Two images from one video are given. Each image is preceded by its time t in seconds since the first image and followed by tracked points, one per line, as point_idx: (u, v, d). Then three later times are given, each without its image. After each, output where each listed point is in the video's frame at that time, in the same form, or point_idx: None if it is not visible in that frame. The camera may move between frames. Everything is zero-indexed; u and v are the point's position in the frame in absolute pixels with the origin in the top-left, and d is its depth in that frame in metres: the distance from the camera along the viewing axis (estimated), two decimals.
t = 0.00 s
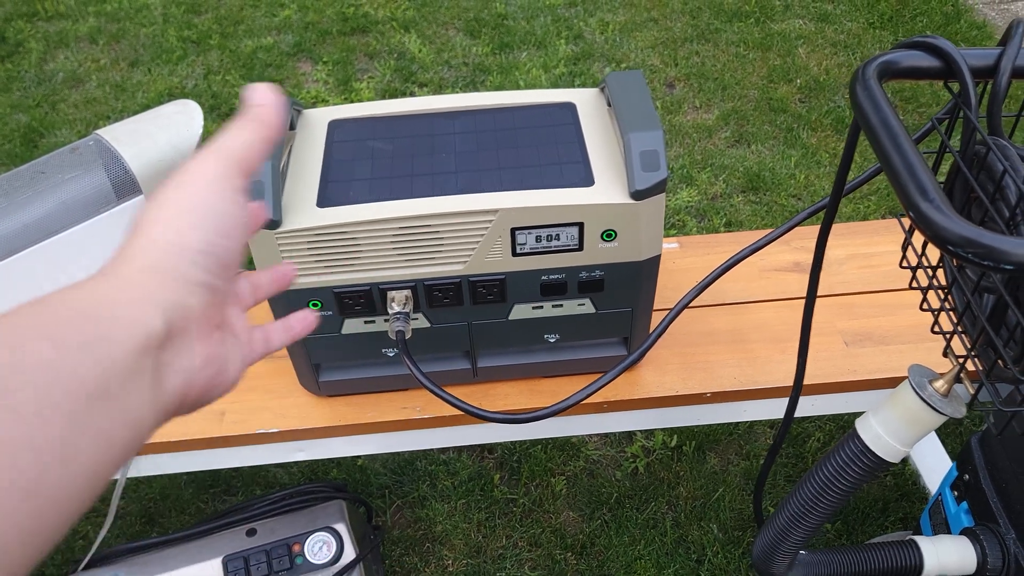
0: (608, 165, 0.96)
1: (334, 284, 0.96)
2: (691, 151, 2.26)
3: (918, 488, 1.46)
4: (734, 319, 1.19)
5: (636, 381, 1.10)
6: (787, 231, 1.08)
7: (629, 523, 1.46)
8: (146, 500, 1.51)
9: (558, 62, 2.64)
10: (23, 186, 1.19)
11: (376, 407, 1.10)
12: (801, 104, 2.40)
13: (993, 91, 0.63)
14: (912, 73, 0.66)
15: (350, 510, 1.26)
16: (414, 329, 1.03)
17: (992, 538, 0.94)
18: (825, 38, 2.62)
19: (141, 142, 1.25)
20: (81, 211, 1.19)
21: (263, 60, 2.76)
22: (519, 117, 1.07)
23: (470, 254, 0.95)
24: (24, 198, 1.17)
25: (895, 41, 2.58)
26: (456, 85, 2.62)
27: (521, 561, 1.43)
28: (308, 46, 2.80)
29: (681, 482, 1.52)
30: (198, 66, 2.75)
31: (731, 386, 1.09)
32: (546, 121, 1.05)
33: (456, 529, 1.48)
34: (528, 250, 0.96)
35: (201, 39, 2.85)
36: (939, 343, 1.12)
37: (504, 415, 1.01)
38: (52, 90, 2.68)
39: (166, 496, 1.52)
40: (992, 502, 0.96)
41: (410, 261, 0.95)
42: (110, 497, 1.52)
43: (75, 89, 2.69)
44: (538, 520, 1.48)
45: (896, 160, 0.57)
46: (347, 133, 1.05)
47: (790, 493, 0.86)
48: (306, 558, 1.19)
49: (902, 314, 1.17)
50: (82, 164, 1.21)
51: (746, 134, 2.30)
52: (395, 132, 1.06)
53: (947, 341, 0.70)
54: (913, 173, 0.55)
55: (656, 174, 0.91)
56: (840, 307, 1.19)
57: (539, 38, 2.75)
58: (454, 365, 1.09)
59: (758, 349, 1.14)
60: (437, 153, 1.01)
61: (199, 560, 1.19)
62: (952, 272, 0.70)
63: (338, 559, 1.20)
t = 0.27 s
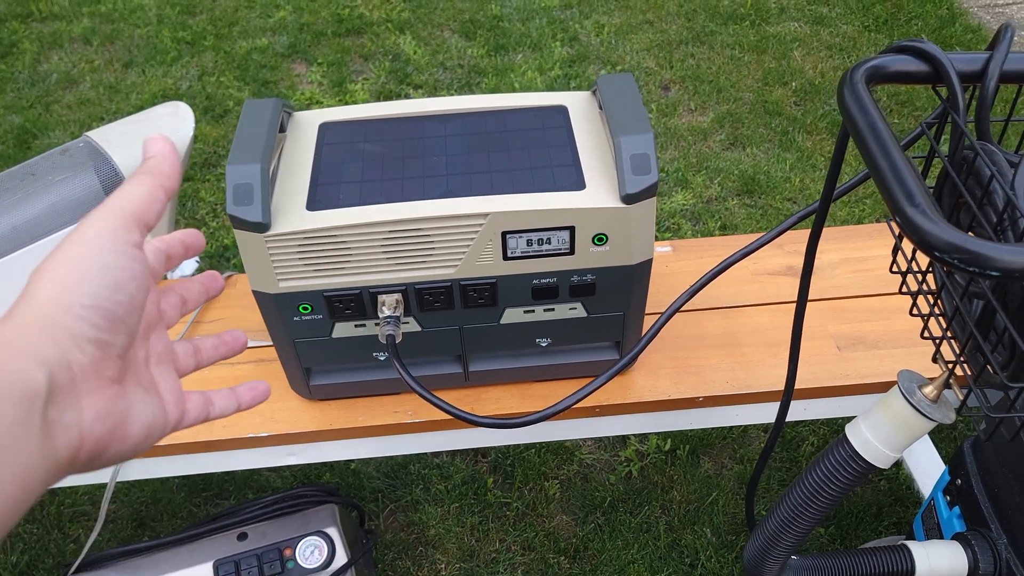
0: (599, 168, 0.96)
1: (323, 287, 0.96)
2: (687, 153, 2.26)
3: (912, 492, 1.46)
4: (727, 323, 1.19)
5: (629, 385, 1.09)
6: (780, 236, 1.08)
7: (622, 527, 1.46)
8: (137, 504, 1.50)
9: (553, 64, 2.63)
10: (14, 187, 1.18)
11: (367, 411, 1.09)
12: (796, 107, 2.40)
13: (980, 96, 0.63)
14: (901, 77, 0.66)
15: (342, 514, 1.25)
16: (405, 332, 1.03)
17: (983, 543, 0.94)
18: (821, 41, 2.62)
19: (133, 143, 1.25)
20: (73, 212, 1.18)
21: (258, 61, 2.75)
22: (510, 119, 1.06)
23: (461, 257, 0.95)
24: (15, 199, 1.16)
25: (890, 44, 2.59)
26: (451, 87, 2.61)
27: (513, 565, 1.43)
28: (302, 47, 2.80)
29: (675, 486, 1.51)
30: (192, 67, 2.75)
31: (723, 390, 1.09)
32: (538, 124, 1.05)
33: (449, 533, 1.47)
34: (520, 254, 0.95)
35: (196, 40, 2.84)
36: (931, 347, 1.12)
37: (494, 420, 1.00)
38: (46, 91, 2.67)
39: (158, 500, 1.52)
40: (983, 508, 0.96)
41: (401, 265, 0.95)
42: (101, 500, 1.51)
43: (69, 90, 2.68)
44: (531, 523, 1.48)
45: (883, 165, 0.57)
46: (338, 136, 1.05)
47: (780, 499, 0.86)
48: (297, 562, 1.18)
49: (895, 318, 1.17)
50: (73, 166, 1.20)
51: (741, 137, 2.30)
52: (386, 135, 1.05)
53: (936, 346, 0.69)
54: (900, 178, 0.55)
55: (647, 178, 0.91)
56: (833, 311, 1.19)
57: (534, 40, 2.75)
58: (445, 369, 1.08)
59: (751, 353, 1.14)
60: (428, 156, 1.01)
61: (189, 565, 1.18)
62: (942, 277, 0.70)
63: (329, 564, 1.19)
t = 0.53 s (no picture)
0: (608, 177, 0.96)
1: (331, 297, 0.96)
2: (690, 158, 2.26)
3: (919, 499, 1.45)
4: (735, 331, 1.18)
5: (636, 394, 1.09)
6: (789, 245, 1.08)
7: (628, 534, 1.45)
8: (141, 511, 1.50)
9: (556, 68, 2.63)
10: (18, 195, 1.17)
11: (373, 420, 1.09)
12: (800, 111, 2.39)
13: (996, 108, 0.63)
14: (916, 88, 0.65)
15: (348, 523, 1.25)
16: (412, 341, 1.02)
17: (994, 553, 0.93)
18: (824, 45, 2.61)
19: (138, 151, 1.24)
20: (78, 220, 1.18)
21: (261, 65, 2.75)
22: (517, 128, 1.06)
23: (469, 266, 0.95)
24: (20, 207, 1.15)
25: (893, 48, 2.58)
26: (454, 91, 2.61)
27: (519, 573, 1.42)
28: (305, 51, 2.80)
29: (681, 493, 1.51)
30: (195, 71, 2.74)
31: (731, 399, 1.08)
32: (545, 133, 1.04)
33: (454, 541, 1.47)
34: (528, 263, 0.95)
35: (198, 45, 2.84)
36: (940, 355, 1.11)
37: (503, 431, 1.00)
38: (48, 95, 2.66)
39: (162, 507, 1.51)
40: (994, 518, 0.96)
41: (408, 274, 0.95)
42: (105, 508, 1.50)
43: (71, 94, 2.68)
44: (536, 531, 1.47)
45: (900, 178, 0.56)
46: (345, 144, 1.04)
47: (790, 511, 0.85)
48: (303, 571, 1.18)
49: (903, 326, 1.17)
50: (78, 173, 1.20)
51: (744, 142, 2.30)
52: (393, 143, 1.05)
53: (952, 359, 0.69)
54: (917, 191, 0.54)
55: (656, 188, 0.90)
56: (841, 319, 1.19)
57: (537, 44, 2.74)
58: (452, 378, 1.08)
59: (759, 361, 1.13)
60: (435, 165, 1.00)
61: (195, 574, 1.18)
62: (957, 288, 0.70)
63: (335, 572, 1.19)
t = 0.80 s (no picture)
0: (629, 179, 0.93)
1: (344, 303, 0.93)
2: (699, 156, 2.23)
3: (938, 505, 1.43)
4: (755, 335, 1.16)
5: (655, 401, 1.07)
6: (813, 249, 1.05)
7: (642, 541, 1.43)
8: (146, 518, 1.47)
9: (562, 66, 2.60)
10: (23, 197, 1.14)
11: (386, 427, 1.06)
12: (810, 108, 2.36)
13: None
14: (961, 88, 0.63)
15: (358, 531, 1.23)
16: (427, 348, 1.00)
17: None
18: (834, 42, 2.58)
19: (144, 151, 1.21)
20: (83, 223, 1.15)
21: (264, 63, 2.72)
22: (534, 129, 1.03)
23: (487, 271, 0.92)
24: (24, 210, 1.12)
25: (903, 44, 2.55)
26: (460, 89, 2.59)
27: None
28: (308, 49, 2.77)
29: (695, 499, 1.48)
30: (197, 70, 2.72)
31: (754, 406, 1.05)
32: (563, 134, 1.02)
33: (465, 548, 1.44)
34: (547, 268, 0.93)
35: (201, 43, 2.81)
36: (966, 360, 1.09)
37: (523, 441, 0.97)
38: (49, 93, 2.64)
39: (168, 513, 1.48)
40: None
41: (424, 280, 0.92)
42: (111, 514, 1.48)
43: (73, 93, 2.65)
44: (548, 538, 1.45)
45: (951, 181, 0.54)
46: (357, 146, 1.02)
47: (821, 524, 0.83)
48: None
49: (927, 330, 1.14)
50: (83, 175, 1.17)
51: (754, 140, 2.27)
52: (406, 144, 1.02)
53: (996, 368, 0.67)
54: (971, 196, 0.52)
55: (680, 190, 0.88)
56: (863, 323, 1.16)
57: (543, 41, 2.72)
58: (467, 384, 1.05)
59: (781, 366, 1.11)
60: (451, 167, 0.98)
61: None
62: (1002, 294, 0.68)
63: None
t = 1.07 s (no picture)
0: (629, 160, 0.87)
1: (325, 286, 0.88)
2: (707, 134, 2.16)
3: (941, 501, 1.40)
4: (758, 325, 1.11)
5: (651, 394, 1.02)
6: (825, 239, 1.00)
7: (635, 532, 1.40)
8: (130, 497, 1.44)
9: (569, 36, 2.52)
10: None
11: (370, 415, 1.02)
12: (823, 86, 2.28)
13: None
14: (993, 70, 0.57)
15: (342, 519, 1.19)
16: (412, 335, 0.95)
17: None
18: (850, 16, 2.49)
19: (124, 120, 1.16)
20: (59, 195, 1.10)
21: (262, 28, 2.64)
22: (530, 104, 0.97)
23: (476, 257, 0.87)
24: None
25: (922, 20, 2.46)
26: (462, 59, 2.51)
27: (520, 570, 1.37)
28: (307, 14, 2.68)
29: (691, 490, 1.45)
30: (193, 33, 2.64)
31: (754, 402, 1.01)
32: (561, 110, 0.95)
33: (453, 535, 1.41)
34: (539, 254, 0.87)
35: (197, 5, 2.73)
36: (979, 357, 1.04)
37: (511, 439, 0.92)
38: (41, 55, 2.57)
39: (152, 492, 1.46)
40: None
41: (409, 264, 0.87)
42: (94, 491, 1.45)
43: (66, 55, 2.58)
44: (538, 526, 1.42)
45: (978, 176, 0.48)
46: (342, 119, 0.96)
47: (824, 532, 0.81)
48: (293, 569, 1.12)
49: (939, 324, 1.09)
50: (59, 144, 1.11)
51: (764, 118, 2.19)
52: (394, 118, 0.96)
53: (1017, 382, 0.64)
54: (1000, 193, 0.46)
55: (683, 173, 0.82)
56: (872, 315, 1.11)
57: (549, 10, 2.63)
58: (455, 372, 1.01)
59: (784, 359, 1.06)
60: (440, 144, 0.92)
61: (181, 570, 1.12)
62: None
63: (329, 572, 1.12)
